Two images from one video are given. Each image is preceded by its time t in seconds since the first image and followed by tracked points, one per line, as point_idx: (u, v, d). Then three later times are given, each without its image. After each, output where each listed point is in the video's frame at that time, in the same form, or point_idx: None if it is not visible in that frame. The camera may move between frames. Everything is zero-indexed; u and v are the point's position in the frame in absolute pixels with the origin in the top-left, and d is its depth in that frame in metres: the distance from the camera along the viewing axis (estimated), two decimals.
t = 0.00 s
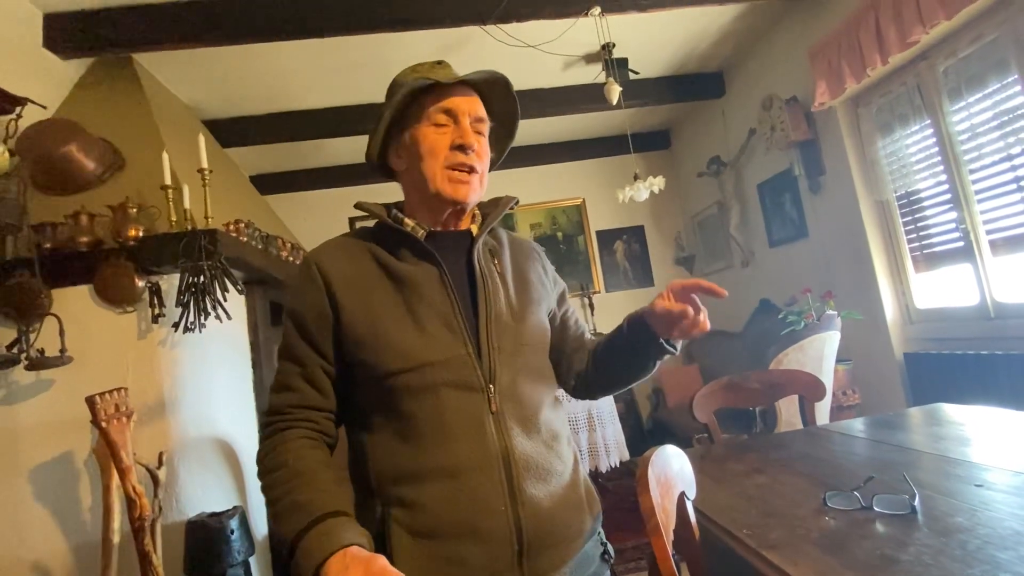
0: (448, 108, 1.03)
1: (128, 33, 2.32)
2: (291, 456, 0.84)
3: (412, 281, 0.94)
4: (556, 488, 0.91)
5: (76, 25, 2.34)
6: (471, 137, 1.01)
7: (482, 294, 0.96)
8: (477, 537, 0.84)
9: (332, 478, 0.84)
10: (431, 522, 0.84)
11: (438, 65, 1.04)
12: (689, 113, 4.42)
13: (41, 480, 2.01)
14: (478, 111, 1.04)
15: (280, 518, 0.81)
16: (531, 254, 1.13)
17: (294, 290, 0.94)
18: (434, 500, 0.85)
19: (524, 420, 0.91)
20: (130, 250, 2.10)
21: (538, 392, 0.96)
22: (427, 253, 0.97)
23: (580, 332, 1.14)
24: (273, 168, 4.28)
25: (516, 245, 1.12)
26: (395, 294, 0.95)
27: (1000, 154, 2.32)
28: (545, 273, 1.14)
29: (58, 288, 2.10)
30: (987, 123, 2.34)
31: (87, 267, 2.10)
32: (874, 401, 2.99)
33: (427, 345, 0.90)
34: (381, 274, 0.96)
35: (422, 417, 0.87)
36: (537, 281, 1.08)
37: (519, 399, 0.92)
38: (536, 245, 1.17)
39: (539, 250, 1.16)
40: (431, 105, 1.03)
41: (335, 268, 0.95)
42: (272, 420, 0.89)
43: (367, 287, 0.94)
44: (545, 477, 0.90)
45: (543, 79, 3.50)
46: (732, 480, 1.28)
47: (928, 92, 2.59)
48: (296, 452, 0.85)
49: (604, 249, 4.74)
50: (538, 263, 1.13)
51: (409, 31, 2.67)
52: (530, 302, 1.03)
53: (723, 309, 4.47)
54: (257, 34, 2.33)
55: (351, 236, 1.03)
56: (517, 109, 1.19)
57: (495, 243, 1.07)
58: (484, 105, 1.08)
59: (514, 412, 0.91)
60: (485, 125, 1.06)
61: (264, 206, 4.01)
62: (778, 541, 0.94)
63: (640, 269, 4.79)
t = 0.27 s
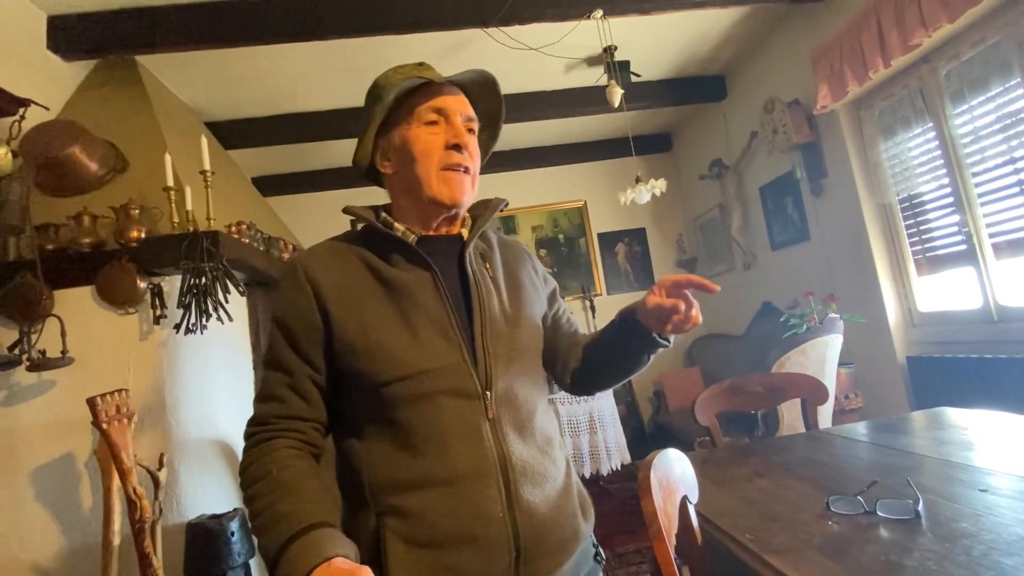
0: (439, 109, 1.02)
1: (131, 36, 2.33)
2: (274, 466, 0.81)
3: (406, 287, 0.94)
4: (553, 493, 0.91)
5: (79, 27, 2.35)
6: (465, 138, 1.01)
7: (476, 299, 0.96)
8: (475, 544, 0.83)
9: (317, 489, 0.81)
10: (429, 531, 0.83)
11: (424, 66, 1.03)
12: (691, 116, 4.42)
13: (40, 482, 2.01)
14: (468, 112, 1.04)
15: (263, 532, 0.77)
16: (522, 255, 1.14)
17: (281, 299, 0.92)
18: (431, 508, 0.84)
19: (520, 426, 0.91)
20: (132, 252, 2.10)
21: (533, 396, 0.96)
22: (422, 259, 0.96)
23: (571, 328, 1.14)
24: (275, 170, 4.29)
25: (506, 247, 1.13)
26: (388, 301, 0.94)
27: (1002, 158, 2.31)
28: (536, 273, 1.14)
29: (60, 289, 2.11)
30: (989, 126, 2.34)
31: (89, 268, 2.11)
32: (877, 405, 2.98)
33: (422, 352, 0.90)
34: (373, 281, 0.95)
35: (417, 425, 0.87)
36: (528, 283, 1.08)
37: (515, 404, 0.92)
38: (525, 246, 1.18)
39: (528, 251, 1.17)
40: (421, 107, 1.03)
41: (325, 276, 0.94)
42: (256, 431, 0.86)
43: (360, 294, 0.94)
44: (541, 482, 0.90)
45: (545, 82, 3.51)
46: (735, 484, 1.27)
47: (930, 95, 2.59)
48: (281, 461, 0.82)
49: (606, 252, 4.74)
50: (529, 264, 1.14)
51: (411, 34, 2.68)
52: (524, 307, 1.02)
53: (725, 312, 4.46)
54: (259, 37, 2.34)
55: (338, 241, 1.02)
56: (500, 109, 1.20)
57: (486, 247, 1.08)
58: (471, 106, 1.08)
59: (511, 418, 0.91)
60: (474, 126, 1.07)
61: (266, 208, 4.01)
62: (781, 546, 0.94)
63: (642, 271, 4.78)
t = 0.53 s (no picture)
0: (425, 116, 1.02)
1: (134, 38, 2.33)
2: (266, 477, 0.78)
3: (401, 290, 0.93)
4: (547, 493, 0.91)
5: (82, 30, 2.36)
6: (453, 145, 1.02)
7: (468, 302, 0.96)
8: (474, 545, 0.82)
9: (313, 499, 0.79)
10: (427, 535, 0.82)
11: (408, 73, 1.03)
12: (693, 119, 4.42)
13: (41, 484, 2.01)
14: (453, 119, 1.05)
15: (257, 547, 0.75)
16: (506, 255, 1.14)
17: (268, 304, 0.89)
18: (429, 511, 0.83)
19: (514, 426, 0.92)
20: (134, 254, 2.10)
21: (524, 397, 0.97)
22: (415, 262, 0.96)
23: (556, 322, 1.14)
24: (277, 172, 4.30)
25: (490, 248, 1.13)
26: (380, 305, 0.93)
27: (1005, 160, 2.29)
28: (520, 272, 1.14)
29: (62, 290, 2.11)
30: (991, 129, 2.33)
31: (90, 270, 2.10)
32: (879, 408, 2.97)
33: (417, 355, 0.89)
34: (364, 285, 0.94)
35: (415, 428, 0.86)
36: (515, 284, 1.08)
37: (510, 405, 0.92)
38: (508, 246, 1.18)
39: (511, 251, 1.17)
40: (407, 113, 1.02)
41: (315, 281, 0.92)
42: (242, 441, 0.83)
43: (352, 298, 0.92)
44: (535, 482, 0.90)
45: (548, 84, 3.51)
46: (737, 488, 1.27)
47: (933, 98, 2.58)
48: (273, 471, 0.79)
49: (607, 254, 4.74)
50: (514, 264, 1.14)
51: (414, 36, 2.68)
52: (515, 310, 1.02)
53: (727, 314, 4.45)
54: (262, 39, 2.34)
55: (327, 243, 1.01)
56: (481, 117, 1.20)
57: (472, 249, 1.07)
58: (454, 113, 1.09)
59: (506, 418, 0.91)
60: (458, 132, 1.07)
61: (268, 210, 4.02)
62: (784, 551, 0.93)
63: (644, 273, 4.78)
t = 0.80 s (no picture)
0: (435, 126, 1.02)
1: (138, 40, 2.34)
2: (270, 484, 0.72)
3: (410, 287, 0.92)
4: (546, 489, 0.93)
5: (86, 32, 2.37)
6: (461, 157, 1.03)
7: (470, 302, 0.97)
8: (485, 541, 0.83)
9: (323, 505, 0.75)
10: (439, 533, 0.81)
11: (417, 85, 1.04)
12: (695, 121, 4.43)
13: (43, 485, 2.01)
14: (459, 131, 1.06)
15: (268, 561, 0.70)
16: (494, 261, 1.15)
17: (274, 296, 0.83)
18: (442, 509, 0.82)
19: (517, 423, 0.94)
20: (138, 255, 2.11)
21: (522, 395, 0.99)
22: (423, 260, 0.96)
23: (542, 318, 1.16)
24: (280, 174, 4.31)
25: (480, 255, 1.14)
26: (390, 301, 0.91)
27: (1009, 162, 2.29)
28: (508, 275, 1.16)
29: (65, 291, 2.12)
30: (995, 131, 2.33)
31: (93, 271, 2.10)
32: (881, 411, 2.97)
33: (428, 352, 0.88)
34: (374, 280, 0.92)
35: (429, 425, 0.84)
36: (506, 288, 1.11)
37: (513, 403, 0.94)
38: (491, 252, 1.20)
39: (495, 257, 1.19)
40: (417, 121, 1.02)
41: (326, 274, 0.88)
42: (238, 444, 0.76)
43: (363, 294, 0.90)
44: (536, 478, 0.92)
45: (550, 87, 3.52)
46: (740, 491, 1.26)
47: (935, 101, 2.58)
48: (277, 478, 0.73)
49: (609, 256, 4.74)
50: (503, 268, 1.16)
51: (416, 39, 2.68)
52: (510, 311, 1.06)
53: (728, 316, 4.45)
54: (265, 41, 2.35)
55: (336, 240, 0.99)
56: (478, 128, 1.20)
57: (465, 254, 1.09)
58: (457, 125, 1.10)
59: (509, 415, 0.92)
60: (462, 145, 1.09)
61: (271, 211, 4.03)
62: (787, 555, 0.92)
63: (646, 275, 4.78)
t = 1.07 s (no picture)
0: (427, 130, 1.02)
1: (143, 43, 2.36)
2: (278, 485, 0.71)
3: (417, 284, 0.93)
4: (553, 485, 0.93)
5: (93, 35, 2.38)
6: (453, 159, 1.02)
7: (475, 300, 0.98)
8: (501, 536, 0.82)
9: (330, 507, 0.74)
10: (453, 529, 0.80)
11: (411, 91, 1.04)
12: (698, 123, 4.42)
13: (48, 485, 2.02)
14: (454, 134, 1.05)
15: (274, 565, 0.68)
16: (490, 267, 1.16)
17: (282, 293, 0.82)
18: (455, 504, 0.81)
19: (524, 419, 0.95)
20: (142, 257, 2.12)
21: (526, 393, 0.99)
22: (429, 259, 0.97)
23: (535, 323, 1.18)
24: (284, 176, 4.33)
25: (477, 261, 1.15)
26: (396, 298, 0.91)
27: (1017, 164, 2.27)
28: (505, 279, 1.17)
29: (70, 292, 2.13)
30: (1001, 132, 2.31)
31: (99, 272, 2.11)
32: (887, 414, 2.94)
33: (436, 348, 0.88)
34: (382, 278, 0.92)
35: (440, 419, 0.84)
36: (506, 290, 1.12)
37: (519, 399, 0.95)
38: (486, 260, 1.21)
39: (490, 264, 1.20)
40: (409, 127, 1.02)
41: (336, 270, 0.88)
42: (246, 444, 0.75)
43: (372, 290, 0.89)
44: (544, 473, 0.92)
45: (554, 89, 3.53)
46: (745, 495, 1.25)
47: (942, 102, 2.56)
48: (285, 479, 0.72)
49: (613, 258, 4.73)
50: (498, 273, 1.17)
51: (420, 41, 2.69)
52: (510, 309, 1.07)
53: (733, 319, 4.43)
54: (269, 44, 2.36)
55: (343, 239, 0.98)
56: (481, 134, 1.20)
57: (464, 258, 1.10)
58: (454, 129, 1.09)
59: (517, 411, 0.93)
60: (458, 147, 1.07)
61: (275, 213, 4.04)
62: (792, 559, 0.92)
63: (649, 277, 4.77)
